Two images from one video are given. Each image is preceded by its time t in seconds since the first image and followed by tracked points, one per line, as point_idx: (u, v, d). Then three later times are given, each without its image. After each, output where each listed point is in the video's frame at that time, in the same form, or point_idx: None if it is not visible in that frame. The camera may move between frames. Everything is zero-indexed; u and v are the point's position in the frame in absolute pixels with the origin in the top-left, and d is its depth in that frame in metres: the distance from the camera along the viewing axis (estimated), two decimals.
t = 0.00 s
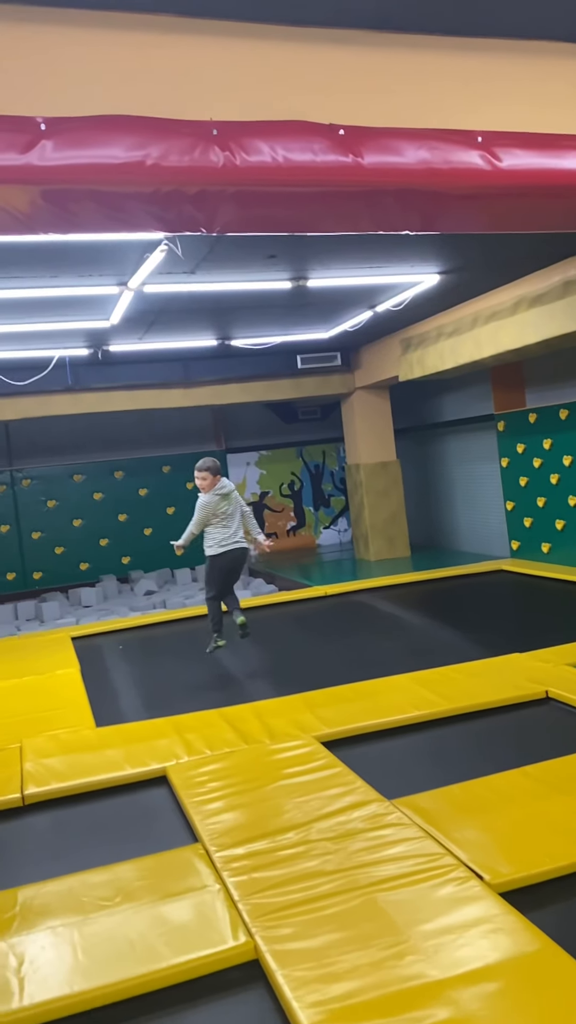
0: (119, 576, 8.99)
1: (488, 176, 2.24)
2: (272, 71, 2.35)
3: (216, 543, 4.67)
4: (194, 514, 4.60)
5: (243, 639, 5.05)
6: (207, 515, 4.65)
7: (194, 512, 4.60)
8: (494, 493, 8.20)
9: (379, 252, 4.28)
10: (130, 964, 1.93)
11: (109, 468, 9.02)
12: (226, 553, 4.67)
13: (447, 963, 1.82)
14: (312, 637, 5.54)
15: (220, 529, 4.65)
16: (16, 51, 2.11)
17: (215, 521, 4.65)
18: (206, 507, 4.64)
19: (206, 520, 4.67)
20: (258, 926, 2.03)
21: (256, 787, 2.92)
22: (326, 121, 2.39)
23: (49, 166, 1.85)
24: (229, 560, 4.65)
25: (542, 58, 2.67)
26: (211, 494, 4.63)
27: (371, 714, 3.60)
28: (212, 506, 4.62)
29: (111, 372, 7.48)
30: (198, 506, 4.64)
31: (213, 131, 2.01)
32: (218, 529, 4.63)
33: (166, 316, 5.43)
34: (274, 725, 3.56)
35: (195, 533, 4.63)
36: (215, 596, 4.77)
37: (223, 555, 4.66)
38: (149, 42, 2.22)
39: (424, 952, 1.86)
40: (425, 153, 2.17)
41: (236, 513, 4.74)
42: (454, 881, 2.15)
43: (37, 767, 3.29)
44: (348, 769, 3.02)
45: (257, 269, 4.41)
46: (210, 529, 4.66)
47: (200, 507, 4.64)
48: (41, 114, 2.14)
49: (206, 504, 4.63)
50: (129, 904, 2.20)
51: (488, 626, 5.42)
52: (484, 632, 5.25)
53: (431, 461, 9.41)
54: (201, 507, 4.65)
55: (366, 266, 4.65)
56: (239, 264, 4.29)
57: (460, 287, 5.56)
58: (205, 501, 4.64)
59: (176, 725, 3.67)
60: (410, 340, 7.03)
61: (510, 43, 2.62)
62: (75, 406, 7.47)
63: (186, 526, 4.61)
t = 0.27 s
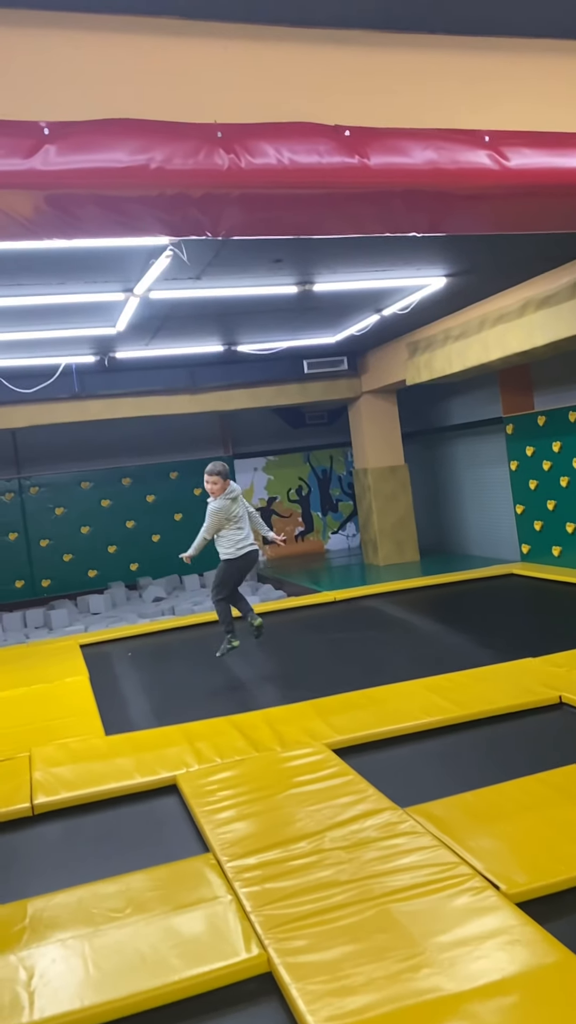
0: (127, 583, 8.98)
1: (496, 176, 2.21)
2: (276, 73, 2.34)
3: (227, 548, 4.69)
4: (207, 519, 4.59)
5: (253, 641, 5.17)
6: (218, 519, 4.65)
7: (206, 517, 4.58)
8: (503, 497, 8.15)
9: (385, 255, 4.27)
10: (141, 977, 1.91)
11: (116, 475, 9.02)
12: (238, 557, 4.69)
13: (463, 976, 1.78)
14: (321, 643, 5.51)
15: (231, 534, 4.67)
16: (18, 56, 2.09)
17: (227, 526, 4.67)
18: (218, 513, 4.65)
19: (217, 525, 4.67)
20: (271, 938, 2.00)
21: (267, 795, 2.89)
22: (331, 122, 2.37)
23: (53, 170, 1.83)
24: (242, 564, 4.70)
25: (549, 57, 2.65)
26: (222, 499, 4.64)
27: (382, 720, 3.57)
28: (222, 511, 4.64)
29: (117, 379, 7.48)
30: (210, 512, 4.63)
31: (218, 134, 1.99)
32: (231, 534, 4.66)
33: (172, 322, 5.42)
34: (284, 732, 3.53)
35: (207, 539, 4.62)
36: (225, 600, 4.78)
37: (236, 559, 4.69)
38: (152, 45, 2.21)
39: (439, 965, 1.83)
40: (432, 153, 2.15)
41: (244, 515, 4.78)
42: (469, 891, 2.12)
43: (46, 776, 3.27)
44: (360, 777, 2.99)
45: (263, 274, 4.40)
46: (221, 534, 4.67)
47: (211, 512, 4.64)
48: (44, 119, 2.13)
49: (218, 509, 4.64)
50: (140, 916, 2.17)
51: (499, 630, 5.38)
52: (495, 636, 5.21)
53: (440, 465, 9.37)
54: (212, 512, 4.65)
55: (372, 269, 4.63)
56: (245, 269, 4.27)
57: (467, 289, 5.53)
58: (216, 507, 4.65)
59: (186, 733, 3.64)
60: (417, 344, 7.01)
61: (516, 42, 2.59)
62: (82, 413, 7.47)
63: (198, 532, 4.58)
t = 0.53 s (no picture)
0: (134, 590, 8.97)
1: (505, 177, 2.19)
2: (282, 75, 2.32)
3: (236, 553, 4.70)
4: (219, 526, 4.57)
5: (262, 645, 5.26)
6: (228, 525, 4.64)
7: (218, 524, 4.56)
8: (511, 501, 8.11)
9: (392, 260, 4.25)
10: (147, 991, 1.87)
11: (123, 482, 9.01)
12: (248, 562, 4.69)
13: (477, 990, 1.74)
14: (329, 649, 5.48)
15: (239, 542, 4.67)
16: (22, 60, 2.08)
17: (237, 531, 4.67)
18: (230, 519, 4.63)
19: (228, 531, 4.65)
20: (279, 951, 1.96)
21: (275, 805, 2.85)
22: (337, 124, 2.35)
23: (57, 174, 1.81)
24: (253, 569, 4.72)
25: (556, 57, 2.63)
26: (232, 505, 4.62)
27: (392, 728, 3.53)
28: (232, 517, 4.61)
29: (124, 386, 7.48)
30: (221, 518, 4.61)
31: (224, 137, 1.97)
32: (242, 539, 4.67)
33: (178, 328, 5.41)
34: (292, 740, 3.50)
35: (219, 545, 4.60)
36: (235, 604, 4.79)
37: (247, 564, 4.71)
38: (157, 48, 2.19)
39: (452, 979, 1.79)
40: (440, 155, 2.13)
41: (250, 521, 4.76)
42: (481, 902, 2.08)
43: (53, 785, 3.24)
44: (369, 785, 2.95)
45: (269, 279, 4.39)
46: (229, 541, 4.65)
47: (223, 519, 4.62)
48: (49, 123, 2.12)
49: (230, 515, 4.63)
50: (146, 928, 2.14)
51: (508, 636, 5.34)
52: (505, 642, 5.17)
53: (447, 470, 9.34)
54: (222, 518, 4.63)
55: (379, 274, 4.61)
56: (251, 275, 4.26)
57: (474, 293, 5.52)
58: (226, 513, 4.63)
59: (193, 742, 3.61)
60: (424, 349, 6.99)
61: (523, 41, 2.57)
62: (89, 420, 7.47)
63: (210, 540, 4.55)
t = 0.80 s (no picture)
0: (138, 596, 8.94)
1: (514, 177, 2.16)
2: (287, 75, 2.30)
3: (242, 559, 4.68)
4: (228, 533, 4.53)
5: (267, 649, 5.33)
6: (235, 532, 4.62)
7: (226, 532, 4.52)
8: (516, 505, 8.08)
9: (397, 263, 4.23)
10: (150, 1004, 1.84)
11: (127, 487, 9.00)
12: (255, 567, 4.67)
13: (488, 1003, 1.71)
14: (335, 655, 5.44)
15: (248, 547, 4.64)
16: (29, 61, 2.06)
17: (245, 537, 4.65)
18: (238, 525, 4.60)
19: (235, 538, 4.62)
20: (284, 962, 1.93)
21: (279, 813, 2.82)
22: (343, 124, 2.33)
23: (60, 176, 1.80)
24: (260, 574, 4.72)
25: (563, 56, 2.61)
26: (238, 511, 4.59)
27: (398, 734, 3.50)
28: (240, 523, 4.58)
29: (128, 391, 7.47)
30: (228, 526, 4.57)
31: (229, 138, 1.95)
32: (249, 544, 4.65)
33: (183, 333, 5.40)
34: (298, 747, 3.47)
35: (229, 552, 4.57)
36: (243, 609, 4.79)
37: (255, 570, 4.70)
38: (161, 48, 2.18)
39: (460, 991, 1.76)
40: (448, 155, 2.11)
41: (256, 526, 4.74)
42: (491, 911, 2.05)
43: (56, 793, 3.22)
44: (375, 792, 2.92)
45: (273, 283, 4.38)
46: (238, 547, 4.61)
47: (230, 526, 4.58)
48: (52, 124, 2.10)
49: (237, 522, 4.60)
50: (149, 939, 2.10)
51: (516, 640, 5.30)
52: (512, 647, 5.14)
53: (452, 474, 9.31)
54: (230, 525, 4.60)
55: (384, 277, 4.59)
56: (255, 279, 4.25)
57: (479, 297, 5.50)
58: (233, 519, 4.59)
59: (197, 749, 3.58)
60: (429, 353, 6.97)
61: (529, 41, 2.55)
62: (93, 426, 7.46)
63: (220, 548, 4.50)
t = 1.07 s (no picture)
0: (140, 601, 8.92)
1: (519, 177, 2.14)
2: (290, 75, 2.28)
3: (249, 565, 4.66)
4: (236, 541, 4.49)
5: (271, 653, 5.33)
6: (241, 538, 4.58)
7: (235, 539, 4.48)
8: (519, 509, 8.05)
9: (399, 265, 4.22)
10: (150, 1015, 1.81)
11: (129, 492, 8.99)
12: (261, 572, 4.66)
13: (495, 1015, 1.68)
14: (338, 659, 5.41)
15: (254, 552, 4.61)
16: (29, 60, 2.04)
17: (251, 544, 4.62)
18: (245, 533, 4.57)
19: (243, 545, 4.59)
20: (286, 973, 1.90)
21: (282, 820, 2.79)
22: (346, 123, 2.31)
23: (60, 176, 1.78)
24: (267, 579, 4.72)
25: (567, 54, 2.59)
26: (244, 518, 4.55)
27: (402, 739, 3.47)
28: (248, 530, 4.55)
29: (130, 395, 7.45)
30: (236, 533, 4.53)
31: (231, 137, 1.93)
32: (256, 550, 4.63)
33: (185, 337, 5.39)
34: (300, 753, 3.44)
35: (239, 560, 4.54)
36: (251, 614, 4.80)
37: (262, 575, 4.69)
38: (163, 46, 2.15)
39: (467, 1003, 1.72)
40: (452, 154, 2.09)
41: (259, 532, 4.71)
42: (498, 921, 2.01)
43: (56, 800, 3.19)
44: (378, 799, 2.89)
45: (276, 286, 4.36)
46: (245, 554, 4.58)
47: (239, 534, 4.55)
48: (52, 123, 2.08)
49: (245, 529, 4.56)
50: (149, 949, 2.07)
51: (520, 645, 5.27)
52: (516, 651, 5.10)
53: (455, 477, 9.29)
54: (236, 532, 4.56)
55: (387, 280, 4.58)
56: (257, 282, 4.23)
57: (482, 299, 5.48)
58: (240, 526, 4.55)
59: (198, 755, 3.55)
60: (431, 356, 6.96)
61: (533, 39, 2.54)
62: (95, 430, 7.44)
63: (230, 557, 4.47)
